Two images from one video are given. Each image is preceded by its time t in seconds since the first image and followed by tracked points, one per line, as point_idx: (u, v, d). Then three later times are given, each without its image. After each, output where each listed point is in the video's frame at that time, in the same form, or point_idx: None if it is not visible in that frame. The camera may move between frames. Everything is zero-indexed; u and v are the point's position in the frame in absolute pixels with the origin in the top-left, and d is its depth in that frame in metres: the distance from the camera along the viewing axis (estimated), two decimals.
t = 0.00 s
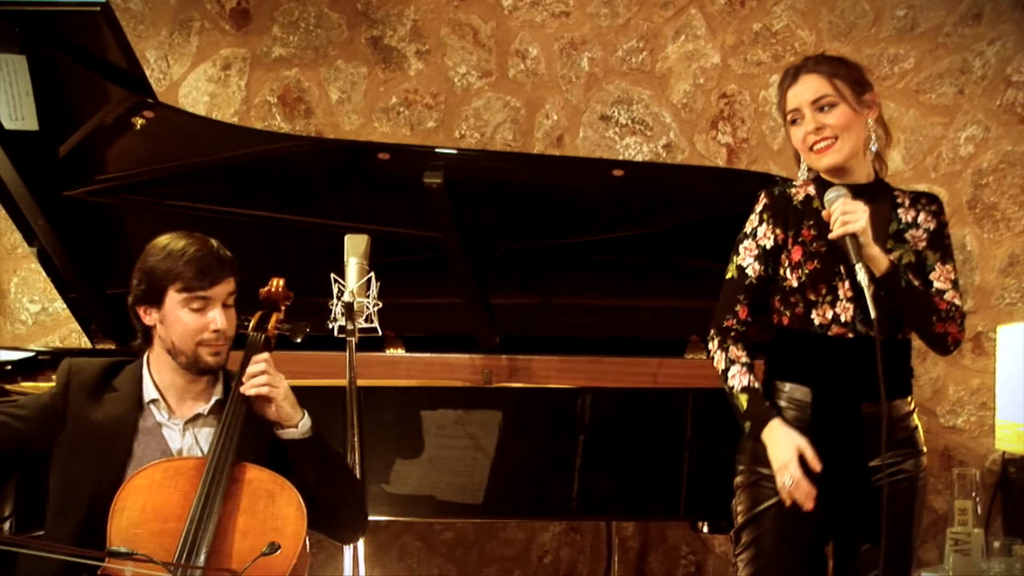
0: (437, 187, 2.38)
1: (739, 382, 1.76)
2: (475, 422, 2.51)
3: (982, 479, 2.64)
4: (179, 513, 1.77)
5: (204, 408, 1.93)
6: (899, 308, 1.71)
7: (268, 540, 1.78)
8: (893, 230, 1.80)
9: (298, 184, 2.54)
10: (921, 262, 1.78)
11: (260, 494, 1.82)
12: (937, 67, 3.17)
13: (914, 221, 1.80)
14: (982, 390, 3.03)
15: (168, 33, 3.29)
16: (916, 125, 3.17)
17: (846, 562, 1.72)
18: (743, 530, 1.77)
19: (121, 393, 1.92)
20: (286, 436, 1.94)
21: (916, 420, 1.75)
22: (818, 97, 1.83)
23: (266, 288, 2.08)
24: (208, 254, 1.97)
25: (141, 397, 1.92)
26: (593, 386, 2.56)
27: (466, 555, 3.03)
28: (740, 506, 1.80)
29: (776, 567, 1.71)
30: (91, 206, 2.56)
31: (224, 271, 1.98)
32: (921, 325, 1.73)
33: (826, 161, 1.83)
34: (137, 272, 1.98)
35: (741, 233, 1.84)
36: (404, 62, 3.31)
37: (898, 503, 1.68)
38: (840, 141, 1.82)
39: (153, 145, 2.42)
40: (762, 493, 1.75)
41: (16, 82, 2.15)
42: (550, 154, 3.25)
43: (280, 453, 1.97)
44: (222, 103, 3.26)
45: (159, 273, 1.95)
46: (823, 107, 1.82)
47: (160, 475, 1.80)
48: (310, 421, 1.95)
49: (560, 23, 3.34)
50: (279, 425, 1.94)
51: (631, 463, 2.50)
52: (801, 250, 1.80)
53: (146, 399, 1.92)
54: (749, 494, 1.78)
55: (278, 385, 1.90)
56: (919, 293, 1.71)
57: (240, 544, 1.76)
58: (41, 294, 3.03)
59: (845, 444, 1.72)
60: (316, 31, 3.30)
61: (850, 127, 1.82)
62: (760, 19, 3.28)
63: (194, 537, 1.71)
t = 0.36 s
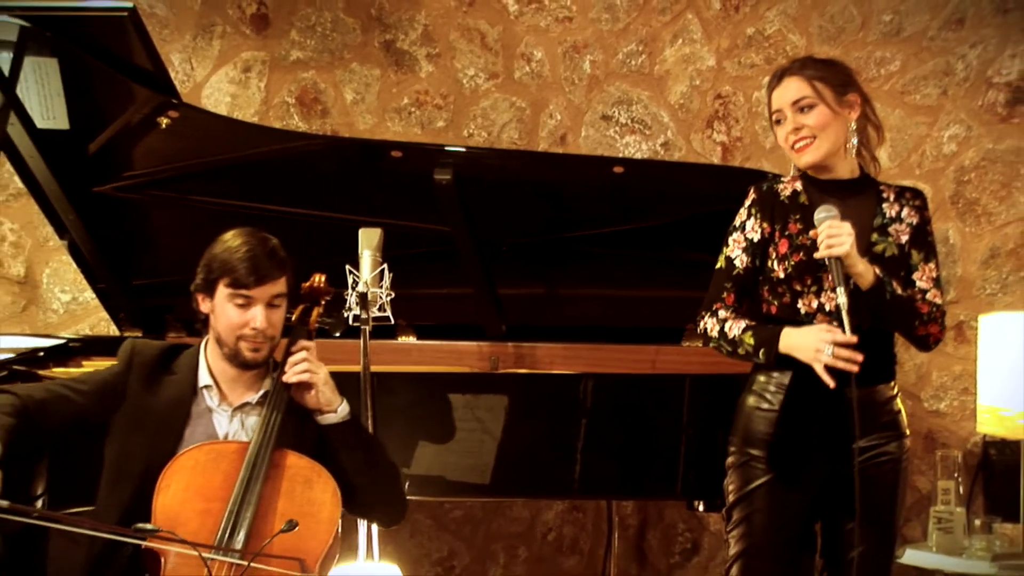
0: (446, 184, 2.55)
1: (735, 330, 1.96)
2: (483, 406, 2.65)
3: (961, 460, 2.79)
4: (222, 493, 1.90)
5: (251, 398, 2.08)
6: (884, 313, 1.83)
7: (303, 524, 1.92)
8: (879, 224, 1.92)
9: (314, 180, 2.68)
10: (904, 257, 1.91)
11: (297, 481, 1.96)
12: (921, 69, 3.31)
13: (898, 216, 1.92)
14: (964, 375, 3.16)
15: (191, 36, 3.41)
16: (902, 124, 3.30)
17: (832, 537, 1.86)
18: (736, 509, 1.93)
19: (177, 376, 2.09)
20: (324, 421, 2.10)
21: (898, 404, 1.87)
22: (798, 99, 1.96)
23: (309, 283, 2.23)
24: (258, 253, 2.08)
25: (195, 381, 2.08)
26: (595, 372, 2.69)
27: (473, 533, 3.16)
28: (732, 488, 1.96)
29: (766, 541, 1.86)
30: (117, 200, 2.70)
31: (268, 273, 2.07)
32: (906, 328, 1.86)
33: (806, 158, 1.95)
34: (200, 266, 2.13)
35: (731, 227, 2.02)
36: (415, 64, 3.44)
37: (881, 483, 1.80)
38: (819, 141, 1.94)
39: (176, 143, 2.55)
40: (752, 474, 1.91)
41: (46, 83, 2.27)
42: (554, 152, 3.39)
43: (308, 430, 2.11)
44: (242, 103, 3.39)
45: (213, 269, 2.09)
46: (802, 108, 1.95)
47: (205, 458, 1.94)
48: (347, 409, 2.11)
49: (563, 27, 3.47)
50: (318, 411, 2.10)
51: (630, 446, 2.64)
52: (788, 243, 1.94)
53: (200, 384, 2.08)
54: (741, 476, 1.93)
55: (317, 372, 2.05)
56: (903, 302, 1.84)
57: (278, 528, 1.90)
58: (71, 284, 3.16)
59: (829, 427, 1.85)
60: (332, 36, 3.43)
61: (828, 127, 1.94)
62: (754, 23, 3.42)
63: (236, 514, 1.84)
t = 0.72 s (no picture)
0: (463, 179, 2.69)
1: (735, 315, 2.11)
2: (498, 390, 2.78)
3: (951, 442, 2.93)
4: (268, 475, 2.06)
5: (300, 385, 2.26)
6: (875, 308, 2.01)
7: (343, 507, 2.08)
8: (873, 218, 2.09)
9: (336, 176, 2.84)
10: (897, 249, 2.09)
11: (341, 466, 2.12)
12: (914, 71, 3.44)
13: (892, 209, 2.09)
14: (955, 361, 3.30)
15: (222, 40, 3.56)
16: (896, 123, 3.44)
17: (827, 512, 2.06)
18: (736, 486, 2.11)
19: (231, 362, 2.26)
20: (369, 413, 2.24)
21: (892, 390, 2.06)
22: (792, 101, 2.10)
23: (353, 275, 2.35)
24: (307, 243, 2.25)
25: (248, 366, 2.25)
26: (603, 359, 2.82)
27: (490, 511, 3.31)
28: (732, 467, 2.13)
29: (764, 517, 2.05)
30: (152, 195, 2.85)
31: (314, 261, 2.23)
32: (898, 320, 2.04)
33: (799, 157, 2.11)
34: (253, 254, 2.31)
35: (731, 221, 2.16)
36: (434, 66, 3.58)
37: (874, 463, 2.01)
38: (811, 141, 2.09)
39: (208, 142, 2.70)
40: (751, 454, 2.08)
41: (85, 85, 2.41)
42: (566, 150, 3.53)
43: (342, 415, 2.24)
44: (270, 103, 3.54)
45: (265, 257, 2.26)
46: (795, 110, 2.09)
47: (253, 438, 2.09)
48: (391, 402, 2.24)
49: (574, 31, 3.61)
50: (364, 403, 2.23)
51: (637, 429, 2.79)
52: (784, 237, 2.10)
53: (251, 368, 2.26)
54: (740, 456, 2.10)
55: (361, 368, 2.18)
56: (894, 297, 2.03)
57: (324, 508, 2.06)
58: (109, 275, 3.31)
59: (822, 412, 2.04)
60: (355, 39, 3.58)
61: (819, 129, 2.09)
62: (756, 27, 3.55)
63: (281, 498, 1.99)
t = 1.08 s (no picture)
0: (472, 170, 2.76)
1: (734, 299, 2.18)
2: (506, 376, 2.85)
3: (947, 427, 3.00)
4: (293, 461, 2.13)
5: (324, 375, 2.34)
6: (878, 294, 2.08)
7: (365, 494, 2.15)
8: (870, 209, 2.16)
9: (346, 167, 2.91)
10: (894, 239, 2.16)
11: (362, 454, 2.19)
12: (912, 65, 3.51)
13: (891, 199, 2.16)
14: (951, 348, 3.35)
15: (236, 34, 3.64)
16: (895, 116, 3.51)
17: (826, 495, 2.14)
18: (736, 470, 2.18)
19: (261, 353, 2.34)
20: (377, 410, 2.34)
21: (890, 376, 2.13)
22: (787, 97, 2.16)
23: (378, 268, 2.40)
24: (333, 239, 2.31)
25: (276, 357, 2.34)
26: (608, 345, 2.88)
27: (498, 494, 3.38)
28: (732, 451, 2.21)
29: (763, 500, 2.14)
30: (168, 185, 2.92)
31: (340, 257, 2.30)
32: (899, 304, 2.10)
33: (795, 152, 2.18)
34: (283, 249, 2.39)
35: (731, 211, 2.24)
36: (443, 60, 3.65)
37: (870, 448, 2.09)
38: (805, 136, 2.16)
39: (223, 134, 2.77)
40: (751, 439, 2.16)
41: (103, 79, 2.48)
42: (573, 142, 3.60)
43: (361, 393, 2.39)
44: (283, 96, 3.62)
45: (292, 252, 2.33)
46: (791, 106, 2.15)
47: (278, 425, 2.17)
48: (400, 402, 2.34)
49: (580, 25, 3.67)
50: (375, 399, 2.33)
51: (641, 414, 2.86)
52: (783, 227, 2.18)
53: (280, 358, 2.34)
54: (740, 441, 2.18)
55: (380, 364, 2.27)
56: (897, 281, 2.09)
57: (343, 496, 2.13)
58: (126, 264, 3.38)
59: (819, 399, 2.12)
60: (366, 34, 3.64)
61: (813, 124, 2.15)
62: (757, 22, 3.62)
63: (304, 484, 2.06)
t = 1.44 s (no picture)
0: (476, 160, 2.76)
1: (734, 287, 2.19)
2: (510, 365, 2.85)
3: (951, 416, 3.01)
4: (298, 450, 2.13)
5: (325, 362, 2.34)
6: (883, 287, 2.09)
7: (369, 481, 2.15)
8: (875, 199, 2.16)
9: (351, 156, 2.91)
10: (899, 229, 2.17)
11: (366, 442, 2.18)
12: (917, 55, 3.50)
13: (896, 189, 2.16)
14: (955, 338, 3.33)
15: (240, 23, 3.64)
16: (899, 105, 3.50)
17: (829, 485, 2.17)
18: (739, 459, 2.19)
19: (268, 343, 2.33)
20: (388, 395, 2.32)
21: (893, 365, 2.15)
22: (789, 88, 2.16)
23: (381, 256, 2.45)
24: (334, 225, 2.32)
25: (279, 346, 2.33)
26: (612, 335, 2.88)
27: (502, 483, 3.38)
28: (735, 440, 2.21)
29: (765, 488, 2.15)
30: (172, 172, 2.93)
31: (342, 243, 2.30)
32: (907, 297, 2.13)
33: (798, 142, 2.19)
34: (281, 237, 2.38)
35: (735, 201, 2.24)
36: (447, 49, 3.64)
37: (874, 439, 2.10)
38: (807, 127, 2.16)
39: (228, 123, 2.78)
40: (755, 428, 2.17)
41: (108, 68, 2.48)
42: (577, 131, 3.60)
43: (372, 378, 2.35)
44: (288, 85, 3.62)
45: (290, 240, 2.33)
46: (793, 97, 2.15)
47: (283, 413, 2.16)
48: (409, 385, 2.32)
49: (585, 14, 3.65)
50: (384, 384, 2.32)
51: (645, 403, 2.86)
52: (786, 218, 2.19)
53: (284, 347, 2.33)
54: (743, 431, 2.19)
55: (384, 350, 2.25)
56: (905, 276, 2.10)
57: (348, 482, 2.13)
58: (130, 253, 3.38)
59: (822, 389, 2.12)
60: (370, 23, 3.64)
61: (815, 115, 2.15)
62: (762, 11, 3.61)
63: (308, 472, 2.06)
